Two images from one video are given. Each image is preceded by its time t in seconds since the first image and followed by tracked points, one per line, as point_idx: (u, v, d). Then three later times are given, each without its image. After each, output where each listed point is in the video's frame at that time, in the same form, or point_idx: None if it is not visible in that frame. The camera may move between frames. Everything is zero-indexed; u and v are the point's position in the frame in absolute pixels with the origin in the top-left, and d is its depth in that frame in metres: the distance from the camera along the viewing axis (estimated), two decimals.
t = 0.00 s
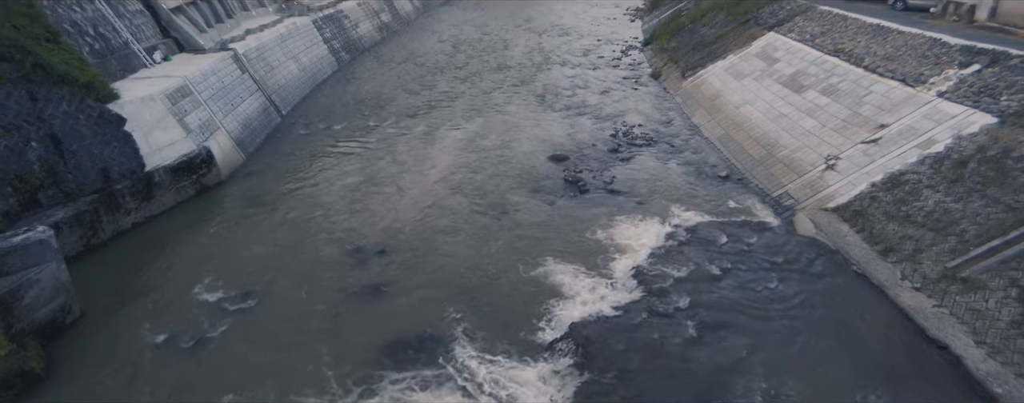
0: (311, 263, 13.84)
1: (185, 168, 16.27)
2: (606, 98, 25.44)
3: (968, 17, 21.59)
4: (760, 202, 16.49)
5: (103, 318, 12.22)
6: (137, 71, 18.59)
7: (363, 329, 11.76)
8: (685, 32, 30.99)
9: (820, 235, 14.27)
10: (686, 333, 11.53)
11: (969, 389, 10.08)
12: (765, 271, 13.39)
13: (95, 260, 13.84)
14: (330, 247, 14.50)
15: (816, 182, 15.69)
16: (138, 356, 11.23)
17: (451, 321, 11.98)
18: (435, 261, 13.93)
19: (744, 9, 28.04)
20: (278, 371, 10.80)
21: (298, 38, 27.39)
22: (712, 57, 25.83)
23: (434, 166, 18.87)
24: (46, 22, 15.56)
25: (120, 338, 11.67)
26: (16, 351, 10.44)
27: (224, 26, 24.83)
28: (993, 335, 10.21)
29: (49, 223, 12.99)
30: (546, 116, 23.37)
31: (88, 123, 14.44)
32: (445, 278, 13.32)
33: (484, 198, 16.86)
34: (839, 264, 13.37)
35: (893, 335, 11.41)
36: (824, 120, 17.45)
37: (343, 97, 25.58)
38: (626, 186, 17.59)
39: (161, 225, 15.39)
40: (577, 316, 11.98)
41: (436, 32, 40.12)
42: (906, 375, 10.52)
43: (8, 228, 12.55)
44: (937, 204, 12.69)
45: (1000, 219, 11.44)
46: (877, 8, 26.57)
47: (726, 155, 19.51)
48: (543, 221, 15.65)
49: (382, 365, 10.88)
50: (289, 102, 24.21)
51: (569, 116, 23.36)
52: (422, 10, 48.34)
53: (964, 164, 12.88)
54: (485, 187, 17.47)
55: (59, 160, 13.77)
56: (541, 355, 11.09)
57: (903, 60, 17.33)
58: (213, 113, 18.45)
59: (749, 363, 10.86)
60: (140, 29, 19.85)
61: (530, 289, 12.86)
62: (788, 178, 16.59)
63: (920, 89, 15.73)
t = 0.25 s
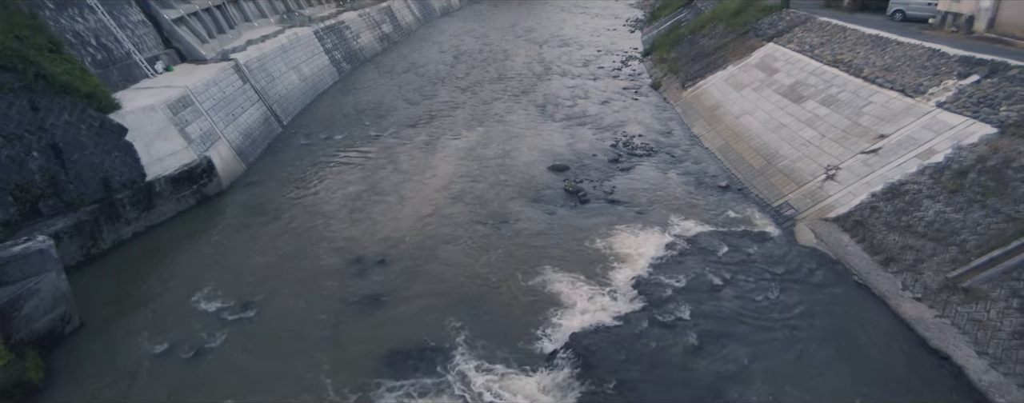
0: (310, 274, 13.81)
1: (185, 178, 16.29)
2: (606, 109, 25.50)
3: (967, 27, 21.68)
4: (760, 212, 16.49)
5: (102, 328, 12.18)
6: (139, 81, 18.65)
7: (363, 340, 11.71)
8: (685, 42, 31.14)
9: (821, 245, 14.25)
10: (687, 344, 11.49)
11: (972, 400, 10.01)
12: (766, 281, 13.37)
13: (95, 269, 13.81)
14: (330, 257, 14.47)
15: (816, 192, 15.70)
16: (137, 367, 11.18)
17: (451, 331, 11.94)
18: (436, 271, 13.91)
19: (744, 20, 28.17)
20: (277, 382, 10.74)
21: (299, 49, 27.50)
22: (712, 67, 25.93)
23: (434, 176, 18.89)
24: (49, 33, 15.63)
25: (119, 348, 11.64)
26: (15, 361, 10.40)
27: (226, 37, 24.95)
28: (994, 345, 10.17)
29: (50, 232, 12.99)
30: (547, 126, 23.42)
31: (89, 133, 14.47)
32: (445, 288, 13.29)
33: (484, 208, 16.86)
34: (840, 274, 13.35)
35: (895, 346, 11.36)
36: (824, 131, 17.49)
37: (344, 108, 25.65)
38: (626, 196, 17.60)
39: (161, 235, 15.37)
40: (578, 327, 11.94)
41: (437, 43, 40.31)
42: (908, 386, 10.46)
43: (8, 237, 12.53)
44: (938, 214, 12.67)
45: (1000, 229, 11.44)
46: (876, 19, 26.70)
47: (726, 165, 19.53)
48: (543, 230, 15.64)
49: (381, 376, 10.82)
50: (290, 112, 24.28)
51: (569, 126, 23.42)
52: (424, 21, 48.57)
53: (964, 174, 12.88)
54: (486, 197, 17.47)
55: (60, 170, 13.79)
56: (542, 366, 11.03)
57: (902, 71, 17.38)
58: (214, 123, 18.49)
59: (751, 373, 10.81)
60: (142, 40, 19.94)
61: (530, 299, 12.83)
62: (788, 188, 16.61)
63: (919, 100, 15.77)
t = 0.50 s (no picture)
0: (310, 284, 13.78)
1: (186, 188, 16.30)
2: (606, 119, 25.57)
3: (965, 38, 21.78)
4: (760, 223, 16.50)
5: (101, 339, 12.14)
6: (141, 91, 18.69)
7: (362, 350, 11.66)
8: (685, 53, 31.27)
9: (821, 256, 14.24)
10: (687, 354, 11.46)
11: None
12: (766, 292, 13.36)
13: (94, 279, 13.77)
14: (330, 267, 14.44)
15: (816, 202, 15.70)
16: (135, 377, 11.14)
17: (451, 342, 11.89)
18: (436, 280, 13.88)
19: (743, 31, 28.30)
20: (275, 392, 10.68)
21: (300, 59, 27.61)
22: (711, 78, 26.01)
23: (435, 186, 18.91)
24: (51, 43, 15.71)
25: (118, 358, 11.61)
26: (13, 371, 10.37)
27: (227, 47, 25.06)
28: (996, 356, 10.12)
29: (50, 242, 12.97)
30: (547, 136, 23.46)
31: (90, 143, 14.49)
32: (445, 298, 13.26)
33: (485, 218, 16.85)
34: (841, 284, 13.34)
35: (897, 356, 11.31)
36: (824, 141, 17.51)
37: (344, 118, 25.71)
38: (627, 205, 17.61)
39: (161, 245, 15.36)
40: (578, 337, 11.90)
41: (437, 53, 40.46)
42: (910, 397, 10.40)
43: (8, 247, 12.52)
44: (938, 224, 12.65)
45: (1001, 240, 11.43)
46: (875, 29, 26.82)
47: (726, 175, 19.55)
48: (543, 240, 15.63)
49: (379, 386, 10.76)
50: (291, 122, 24.35)
51: (569, 136, 23.46)
52: (424, 32, 48.78)
53: (964, 184, 12.88)
54: (486, 207, 17.48)
55: (60, 179, 13.81)
56: (542, 377, 10.98)
57: (901, 81, 17.44)
58: (215, 133, 18.53)
59: (752, 384, 10.77)
60: (144, 50, 20.03)
61: (531, 309, 12.79)
62: (788, 198, 16.62)
63: (918, 110, 15.81)
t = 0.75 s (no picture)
0: (310, 293, 13.75)
1: (186, 197, 16.32)
2: (606, 129, 25.62)
3: (964, 48, 21.87)
4: (761, 232, 16.49)
5: (100, 349, 12.10)
6: (142, 101, 18.72)
7: (362, 360, 11.61)
8: (685, 63, 31.38)
9: (822, 266, 14.21)
10: (688, 364, 11.42)
11: None
12: (767, 302, 13.33)
13: (94, 289, 13.74)
14: (330, 277, 14.42)
15: (816, 212, 15.70)
16: (134, 387, 11.09)
17: (451, 352, 11.84)
18: (436, 290, 13.86)
19: (742, 41, 28.42)
20: None
21: (301, 70, 27.71)
22: (711, 88, 26.08)
23: (435, 196, 18.93)
24: (53, 53, 15.79)
25: (118, 368, 11.56)
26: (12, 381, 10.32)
27: (229, 58, 25.16)
28: (999, 366, 10.08)
29: (50, 251, 12.95)
30: (547, 146, 23.49)
31: (91, 153, 14.52)
32: (445, 308, 13.22)
33: (485, 228, 16.84)
34: (842, 295, 13.31)
35: (899, 367, 11.25)
36: (824, 151, 17.53)
37: (345, 128, 25.76)
38: (627, 215, 17.61)
39: (161, 254, 15.34)
40: (579, 347, 11.86)
41: (438, 64, 40.62)
42: None
43: (8, 257, 12.48)
44: (939, 234, 12.64)
45: (1002, 249, 11.42)
46: (874, 40, 26.94)
47: (726, 185, 19.56)
48: (544, 250, 15.62)
49: (379, 396, 10.71)
50: (292, 132, 24.40)
51: (569, 146, 23.50)
52: (425, 43, 48.99)
53: (964, 194, 12.89)
54: (487, 217, 17.47)
55: (61, 189, 13.82)
56: (542, 387, 10.93)
57: (900, 91, 17.48)
58: (216, 142, 18.56)
59: (753, 395, 10.72)
60: (146, 60, 20.11)
61: (531, 319, 12.76)
62: (789, 208, 16.62)
63: (918, 120, 15.84)
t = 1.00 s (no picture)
0: (310, 303, 13.72)
1: (186, 207, 16.32)
2: (606, 139, 25.66)
3: (963, 59, 21.96)
4: (761, 242, 16.47)
5: (99, 359, 12.06)
6: (144, 111, 18.75)
7: (361, 371, 11.57)
8: (684, 74, 31.48)
9: (823, 276, 14.19)
10: (689, 375, 11.38)
11: None
12: (768, 312, 13.29)
13: (94, 299, 13.71)
14: (329, 287, 14.39)
15: (817, 222, 15.69)
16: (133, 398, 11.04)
17: (451, 362, 11.79)
18: (436, 300, 13.84)
19: (742, 52, 28.52)
20: None
21: (303, 80, 27.80)
22: (712, 98, 26.13)
23: (435, 205, 18.93)
24: (56, 64, 15.85)
25: (116, 378, 11.52)
26: (10, 391, 10.28)
27: (230, 68, 25.26)
28: (1001, 377, 10.03)
29: (50, 261, 12.92)
30: (548, 156, 23.52)
31: (92, 162, 14.52)
32: (445, 318, 13.19)
33: (485, 237, 16.83)
34: (843, 305, 13.27)
35: (900, 378, 11.20)
36: (824, 161, 17.55)
37: (346, 138, 25.82)
38: (627, 225, 17.60)
39: (161, 264, 15.32)
40: (579, 358, 11.81)
41: (438, 74, 40.74)
42: None
43: (8, 266, 12.44)
44: (939, 244, 12.63)
45: (1003, 259, 11.41)
46: (873, 50, 27.03)
47: (726, 195, 19.57)
48: (544, 260, 15.60)
49: None
50: (292, 142, 24.45)
51: (570, 156, 23.53)
52: (426, 53, 49.18)
53: (965, 204, 12.88)
54: (487, 227, 17.47)
55: (62, 198, 13.78)
56: (542, 397, 10.88)
57: (899, 102, 17.53)
58: (217, 152, 18.59)
59: None
60: (148, 71, 20.19)
61: (531, 330, 12.72)
62: (789, 218, 16.61)
63: (917, 130, 15.87)
